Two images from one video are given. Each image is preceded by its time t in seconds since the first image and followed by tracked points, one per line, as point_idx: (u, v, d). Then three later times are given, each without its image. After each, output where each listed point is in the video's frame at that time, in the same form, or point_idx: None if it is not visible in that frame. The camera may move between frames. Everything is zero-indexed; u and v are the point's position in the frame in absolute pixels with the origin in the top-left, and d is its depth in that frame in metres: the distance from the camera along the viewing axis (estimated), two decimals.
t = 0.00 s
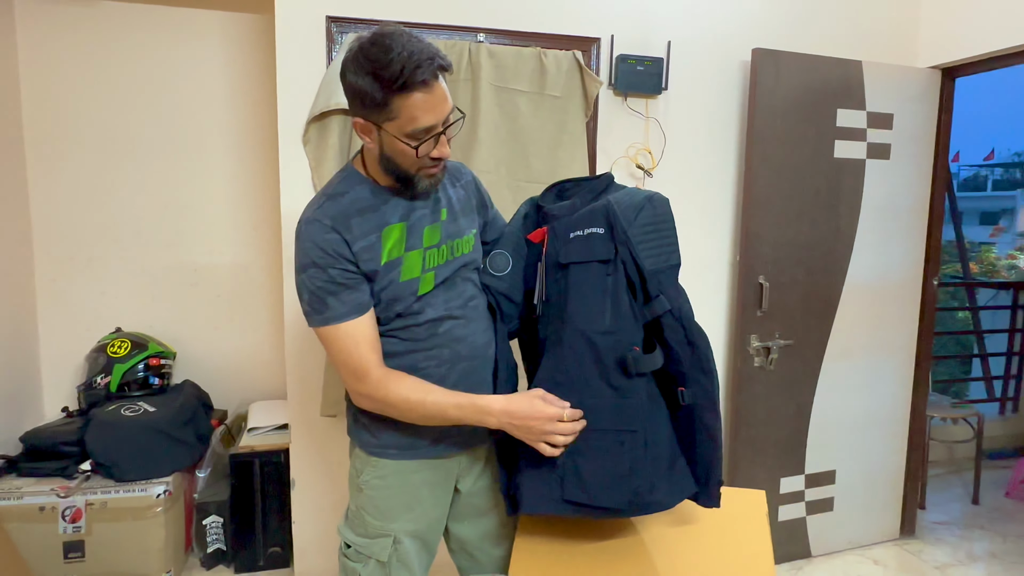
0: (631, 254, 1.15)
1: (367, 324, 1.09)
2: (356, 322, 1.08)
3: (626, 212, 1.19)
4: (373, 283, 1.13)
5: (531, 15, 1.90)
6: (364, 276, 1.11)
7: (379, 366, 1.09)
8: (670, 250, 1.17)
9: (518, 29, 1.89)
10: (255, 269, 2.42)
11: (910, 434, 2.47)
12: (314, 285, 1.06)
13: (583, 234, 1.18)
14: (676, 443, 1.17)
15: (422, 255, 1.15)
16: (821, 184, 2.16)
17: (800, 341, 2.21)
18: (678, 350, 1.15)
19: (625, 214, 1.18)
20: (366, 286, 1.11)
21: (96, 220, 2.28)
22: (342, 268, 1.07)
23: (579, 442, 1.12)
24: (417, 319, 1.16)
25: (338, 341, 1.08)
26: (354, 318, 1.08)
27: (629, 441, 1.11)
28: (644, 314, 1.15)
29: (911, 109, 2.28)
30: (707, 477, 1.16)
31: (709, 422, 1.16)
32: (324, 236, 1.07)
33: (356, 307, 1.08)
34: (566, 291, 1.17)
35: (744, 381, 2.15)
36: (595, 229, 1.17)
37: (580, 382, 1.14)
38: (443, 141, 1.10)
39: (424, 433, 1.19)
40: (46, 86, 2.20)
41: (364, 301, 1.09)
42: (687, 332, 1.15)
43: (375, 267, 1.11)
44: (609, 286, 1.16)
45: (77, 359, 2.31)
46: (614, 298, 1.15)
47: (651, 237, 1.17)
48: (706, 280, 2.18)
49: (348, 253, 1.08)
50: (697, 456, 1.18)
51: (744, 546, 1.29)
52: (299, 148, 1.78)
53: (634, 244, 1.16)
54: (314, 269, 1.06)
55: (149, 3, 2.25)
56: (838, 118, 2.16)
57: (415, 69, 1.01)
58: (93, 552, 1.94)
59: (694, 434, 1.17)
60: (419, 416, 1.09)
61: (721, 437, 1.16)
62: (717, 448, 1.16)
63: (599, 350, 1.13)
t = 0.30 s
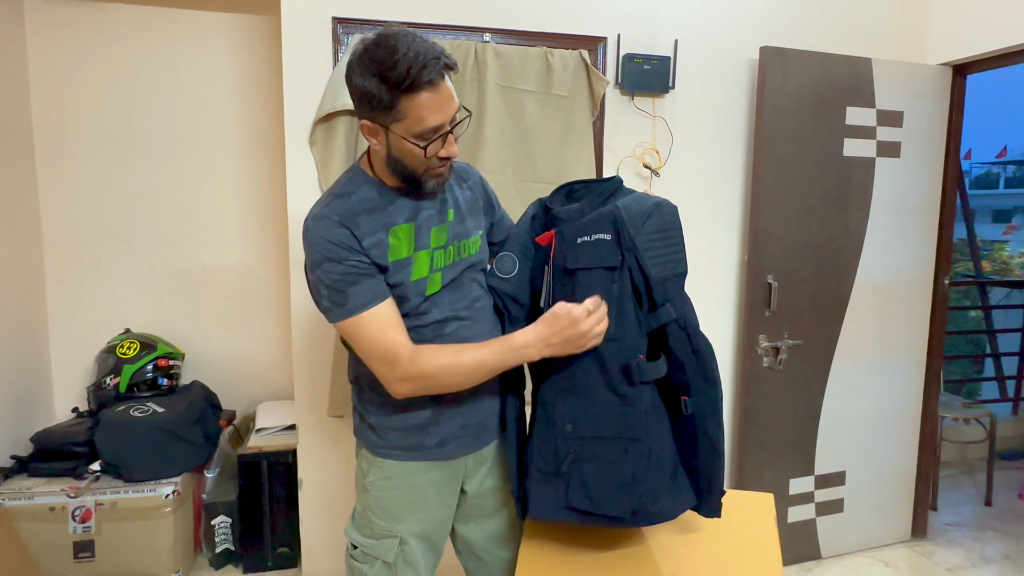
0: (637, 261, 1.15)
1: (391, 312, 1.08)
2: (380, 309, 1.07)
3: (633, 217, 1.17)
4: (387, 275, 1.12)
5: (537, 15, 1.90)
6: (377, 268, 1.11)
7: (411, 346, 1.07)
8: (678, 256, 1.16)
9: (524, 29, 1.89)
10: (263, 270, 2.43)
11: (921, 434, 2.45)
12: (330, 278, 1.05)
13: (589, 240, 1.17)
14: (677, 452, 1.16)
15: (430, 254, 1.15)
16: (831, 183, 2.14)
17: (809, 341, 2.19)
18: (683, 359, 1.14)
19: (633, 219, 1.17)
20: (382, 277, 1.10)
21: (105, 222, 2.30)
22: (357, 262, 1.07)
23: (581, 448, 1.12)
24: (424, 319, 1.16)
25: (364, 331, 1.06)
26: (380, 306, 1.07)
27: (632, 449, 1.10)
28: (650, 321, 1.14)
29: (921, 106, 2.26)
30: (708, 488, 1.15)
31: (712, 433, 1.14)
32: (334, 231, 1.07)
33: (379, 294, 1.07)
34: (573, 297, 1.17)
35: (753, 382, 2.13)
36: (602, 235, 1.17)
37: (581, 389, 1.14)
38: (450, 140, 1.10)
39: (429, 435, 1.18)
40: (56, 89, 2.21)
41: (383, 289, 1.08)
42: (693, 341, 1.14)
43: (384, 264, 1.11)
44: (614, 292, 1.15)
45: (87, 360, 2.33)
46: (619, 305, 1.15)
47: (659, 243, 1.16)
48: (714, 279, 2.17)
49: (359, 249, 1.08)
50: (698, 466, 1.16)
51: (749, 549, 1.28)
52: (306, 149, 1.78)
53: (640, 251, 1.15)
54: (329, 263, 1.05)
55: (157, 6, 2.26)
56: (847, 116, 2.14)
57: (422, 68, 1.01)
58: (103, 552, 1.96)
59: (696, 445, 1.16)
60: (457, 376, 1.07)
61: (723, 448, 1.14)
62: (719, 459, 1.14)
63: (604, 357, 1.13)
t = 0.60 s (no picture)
0: (638, 263, 1.13)
1: (400, 308, 1.08)
2: (388, 304, 1.07)
3: (636, 218, 1.15)
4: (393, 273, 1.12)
5: (540, 14, 1.89)
6: (382, 265, 1.10)
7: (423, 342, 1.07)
8: (680, 258, 1.14)
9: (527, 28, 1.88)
10: (267, 271, 2.43)
11: (930, 435, 2.42)
12: (339, 274, 1.04)
13: (590, 240, 1.16)
14: (673, 460, 1.14)
15: (434, 254, 1.14)
16: (837, 182, 2.12)
17: (816, 341, 2.17)
18: (681, 364, 1.12)
19: (635, 220, 1.14)
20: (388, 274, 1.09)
21: (110, 223, 2.30)
22: (365, 258, 1.06)
23: (578, 451, 1.11)
24: (428, 320, 1.16)
25: (373, 328, 1.06)
26: (388, 300, 1.07)
27: (627, 453, 1.08)
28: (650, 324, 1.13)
29: (929, 104, 2.23)
30: (703, 499, 1.13)
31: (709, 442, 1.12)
32: (338, 228, 1.06)
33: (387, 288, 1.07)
34: (574, 299, 1.16)
35: (759, 383, 2.12)
36: (604, 235, 1.15)
37: (579, 391, 1.14)
38: (455, 138, 1.10)
39: (433, 438, 1.17)
40: (60, 90, 2.22)
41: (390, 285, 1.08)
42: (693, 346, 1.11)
43: (389, 262, 1.10)
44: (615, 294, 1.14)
45: (92, 361, 2.33)
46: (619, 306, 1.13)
47: (660, 245, 1.14)
48: (720, 279, 2.15)
49: (365, 246, 1.07)
50: (695, 475, 1.14)
51: (753, 552, 1.26)
52: (309, 150, 1.78)
53: (642, 252, 1.13)
54: (336, 259, 1.04)
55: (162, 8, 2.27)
56: (853, 114, 2.11)
57: (429, 65, 1.01)
58: (107, 553, 1.96)
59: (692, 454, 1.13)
60: (471, 370, 1.07)
61: (718, 458, 1.12)
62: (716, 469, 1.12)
63: (603, 359, 1.13)
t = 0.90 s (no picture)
0: (646, 269, 1.10)
1: (391, 311, 1.07)
2: (379, 308, 1.05)
3: (644, 224, 1.13)
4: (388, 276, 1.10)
5: (541, 11, 1.87)
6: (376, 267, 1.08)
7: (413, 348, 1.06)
8: (690, 264, 1.11)
9: (528, 25, 1.86)
10: (267, 271, 2.42)
11: (936, 436, 2.40)
12: (330, 276, 1.03)
13: (597, 245, 1.14)
14: (683, 468, 1.12)
15: (432, 256, 1.13)
16: (842, 180, 2.10)
17: (821, 341, 2.15)
18: (691, 372, 1.10)
19: (643, 226, 1.13)
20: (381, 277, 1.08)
21: (109, 223, 2.29)
22: (358, 260, 1.05)
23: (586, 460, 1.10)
24: (426, 322, 1.14)
25: (363, 332, 1.05)
26: (379, 305, 1.05)
27: (639, 463, 1.08)
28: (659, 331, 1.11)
29: (935, 101, 2.21)
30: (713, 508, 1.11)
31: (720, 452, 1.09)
32: (333, 229, 1.04)
33: (377, 293, 1.05)
34: (581, 305, 1.15)
35: (763, 383, 2.10)
36: (612, 240, 1.13)
37: (588, 399, 1.11)
38: (456, 141, 1.09)
39: (431, 441, 1.15)
40: (59, 89, 2.20)
41: (382, 288, 1.07)
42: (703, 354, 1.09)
43: (384, 264, 1.09)
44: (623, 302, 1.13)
45: (92, 362, 2.32)
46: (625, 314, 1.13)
47: (669, 251, 1.12)
48: (723, 278, 2.13)
49: (358, 247, 1.06)
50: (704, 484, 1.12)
51: (758, 556, 1.24)
52: (309, 149, 1.76)
53: (649, 257, 1.10)
54: (329, 261, 1.03)
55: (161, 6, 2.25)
56: (858, 111, 2.09)
57: (434, 69, 0.99)
58: (107, 555, 1.95)
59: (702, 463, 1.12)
60: (460, 379, 1.06)
61: (729, 468, 1.09)
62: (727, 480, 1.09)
63: (612, 366, 1.12)
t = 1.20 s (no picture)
0: (660, 272, 1.09)
1: (385, 309, 1.05)
2: (375, 307, 1.04)
3: (658, 226, 1.12)
4: (386, 272, 1.09)
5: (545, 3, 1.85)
6: (374, 262, 1.07)
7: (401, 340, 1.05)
8: (704, 268, 1.11)
9: (531, 18, 1.84)
10: (269, 267, 2.41)
11: (944, 431, 2.38)
12: (325, 271, 1.02)
13: (609, 246, 1.12)
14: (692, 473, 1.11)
15: (432, 251, 1.11)
16: (850, 173, 2.07)
17: (828, 336, 2.13)
18: (702, 375, 1.09)
19: (658, 228, 1.12)
20: (376, 272, 1.06)
21: (111, 219, 2.28)
22: (354, 255, 1.03)
23: (596, 463, 1.08)
24: (427, 320, 1.13)
25: (356, 330, 1.03)
26: (373, 304, 1.04)
27: (649, 468, 1.06)
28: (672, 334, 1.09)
29: (944, 93, 2.18)
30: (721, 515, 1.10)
31: (729, 458, 1.09)
32: (329, 223, 1.03)
33: (371, 292, 1.04)
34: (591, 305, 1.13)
35: (769, 379, 2.08)
36: (625, 241, 1.11)
37: (599, 403, 1.09)
38: (459, 134, 1.07)
39: (433, 440, 1.14)
40: (60, 84, 2.19)
41: (377, 285, 1.05)
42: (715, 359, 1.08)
43: (382, 259, 1.08)
44: (635, 303, 1.10)
45: (94, 358, 2.31)
46: (642, 317, 1.09)
47: (683, 254, 1.11)
48: (729, 273, 2.11)
49: (355, 242, 1.04)
50: (712, 489, 1.11)
51: (765, 554, 1.23)
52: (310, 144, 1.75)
53: (664, 259, 1.09)
54: (325, 257, 1.02)
55: None
56: (866, 104, 2.06)
57: (439, 61, 0.98)
58: (111, 551, 1.95)
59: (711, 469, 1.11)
60: (446, 364, 1.04)
61: (739, 474, 1.08)
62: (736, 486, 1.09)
63: (623, 371, 1.08)
